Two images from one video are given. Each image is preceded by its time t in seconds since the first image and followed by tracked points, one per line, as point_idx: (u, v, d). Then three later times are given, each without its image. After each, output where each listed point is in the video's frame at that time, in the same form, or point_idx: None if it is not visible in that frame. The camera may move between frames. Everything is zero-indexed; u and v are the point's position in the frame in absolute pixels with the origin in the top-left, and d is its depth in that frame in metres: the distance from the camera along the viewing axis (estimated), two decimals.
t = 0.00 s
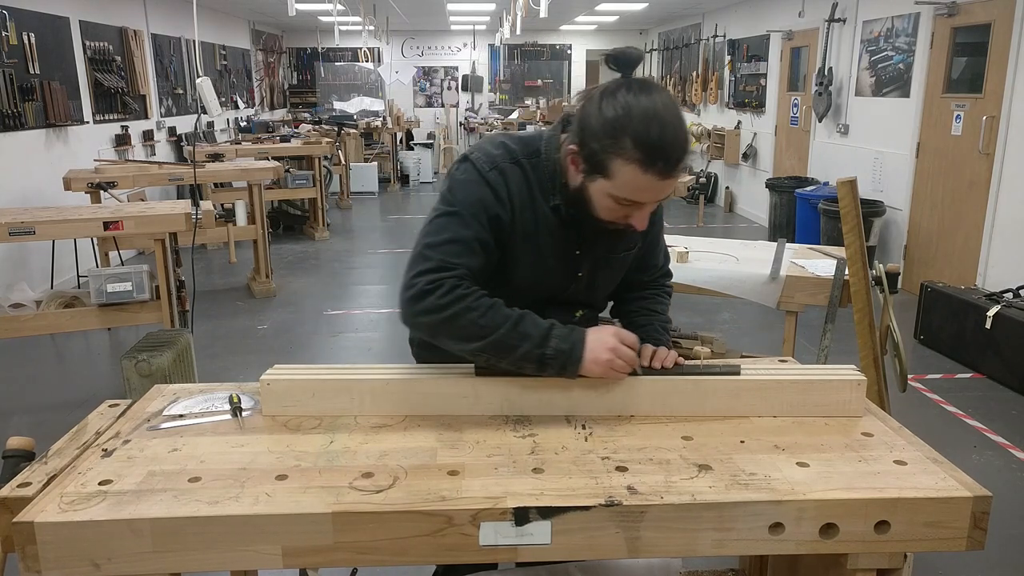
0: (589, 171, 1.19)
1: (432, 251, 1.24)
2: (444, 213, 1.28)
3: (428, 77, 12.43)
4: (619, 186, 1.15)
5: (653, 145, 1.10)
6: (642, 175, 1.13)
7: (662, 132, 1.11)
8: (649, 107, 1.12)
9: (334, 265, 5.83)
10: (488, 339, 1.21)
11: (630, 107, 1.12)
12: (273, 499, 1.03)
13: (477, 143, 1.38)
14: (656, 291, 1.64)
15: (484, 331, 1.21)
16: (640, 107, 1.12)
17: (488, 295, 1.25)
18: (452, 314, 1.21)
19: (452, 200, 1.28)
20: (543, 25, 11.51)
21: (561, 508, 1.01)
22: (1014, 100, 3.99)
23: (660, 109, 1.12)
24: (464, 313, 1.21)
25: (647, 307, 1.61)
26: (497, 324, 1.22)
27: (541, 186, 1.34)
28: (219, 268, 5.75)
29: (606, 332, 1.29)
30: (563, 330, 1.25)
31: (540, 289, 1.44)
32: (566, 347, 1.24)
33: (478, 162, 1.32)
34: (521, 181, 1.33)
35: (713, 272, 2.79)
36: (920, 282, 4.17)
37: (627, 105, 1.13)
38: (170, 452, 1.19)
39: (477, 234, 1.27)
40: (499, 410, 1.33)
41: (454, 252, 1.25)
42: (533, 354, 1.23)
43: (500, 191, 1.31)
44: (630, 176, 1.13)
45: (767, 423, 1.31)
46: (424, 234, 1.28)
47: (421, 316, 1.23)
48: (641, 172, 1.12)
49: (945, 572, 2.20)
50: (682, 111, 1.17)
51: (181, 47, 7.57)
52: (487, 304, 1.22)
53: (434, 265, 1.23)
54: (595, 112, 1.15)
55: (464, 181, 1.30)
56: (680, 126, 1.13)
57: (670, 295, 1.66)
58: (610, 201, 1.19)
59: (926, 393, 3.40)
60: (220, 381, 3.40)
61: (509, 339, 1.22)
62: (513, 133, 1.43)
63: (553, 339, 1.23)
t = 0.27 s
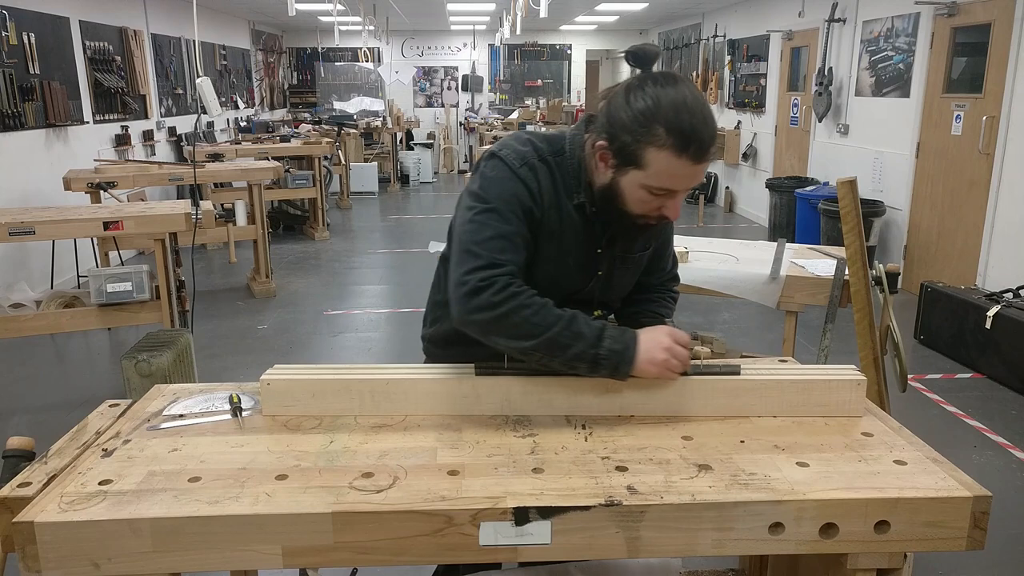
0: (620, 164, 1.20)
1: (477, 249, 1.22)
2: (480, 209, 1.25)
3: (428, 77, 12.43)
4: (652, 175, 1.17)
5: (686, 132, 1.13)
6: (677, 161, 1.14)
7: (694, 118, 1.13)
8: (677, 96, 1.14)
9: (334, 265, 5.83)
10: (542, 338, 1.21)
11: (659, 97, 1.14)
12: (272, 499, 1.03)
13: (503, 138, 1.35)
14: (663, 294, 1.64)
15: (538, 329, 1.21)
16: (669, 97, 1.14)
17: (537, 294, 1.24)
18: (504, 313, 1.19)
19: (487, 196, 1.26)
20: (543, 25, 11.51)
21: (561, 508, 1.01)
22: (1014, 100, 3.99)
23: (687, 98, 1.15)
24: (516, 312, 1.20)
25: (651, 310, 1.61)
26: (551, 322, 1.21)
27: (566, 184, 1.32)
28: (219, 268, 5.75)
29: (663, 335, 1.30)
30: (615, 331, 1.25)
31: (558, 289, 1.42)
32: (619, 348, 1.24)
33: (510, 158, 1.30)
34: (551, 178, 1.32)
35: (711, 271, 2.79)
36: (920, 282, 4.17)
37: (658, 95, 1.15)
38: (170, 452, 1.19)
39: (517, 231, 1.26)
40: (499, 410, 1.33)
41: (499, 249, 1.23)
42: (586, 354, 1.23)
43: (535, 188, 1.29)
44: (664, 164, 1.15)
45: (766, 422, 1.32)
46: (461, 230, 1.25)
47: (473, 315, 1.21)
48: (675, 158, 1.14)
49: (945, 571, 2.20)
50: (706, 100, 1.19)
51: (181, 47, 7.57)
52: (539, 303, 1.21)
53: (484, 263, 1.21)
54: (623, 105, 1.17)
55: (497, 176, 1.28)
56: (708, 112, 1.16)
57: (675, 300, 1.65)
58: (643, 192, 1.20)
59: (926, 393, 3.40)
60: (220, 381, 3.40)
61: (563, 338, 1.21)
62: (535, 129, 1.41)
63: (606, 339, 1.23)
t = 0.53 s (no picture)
0: (639, 155, 1.21)
1: (513, 249, 1.22)
2: (509, 207, 1.25)
3: (428, 77, 12.43)
4: (673, 163, 1.19)
5: (707, 120, 1.15)
6: (698, 149, 1.17)
7: (714, 106, 1.16)
8: (696, 86, 1.17)
9: (334, 265, 5.83)
10: (585, 335, 1.20)
11: (677, 88, 1.17)
12: (273, 500, 1.03)
13: (521, 137, 1.36)
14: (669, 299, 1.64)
15: (581, 327, 1.20)
16: (689, 88, 1.17)
17: (578, 293, 1.23)
18: (546, 312, 1.19)
19: (513, 193, 1.26)
20: (543, 25, 11.51)
21: (561, 508, 1.01)
22: (1014, 100, 3.99)
23: (704, 88, 1.17)
24: (558, 311, 1.20)
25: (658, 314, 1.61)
26: (595, 320, 1.21)
27: (584, 181, 1.33)
28: (219, 268, 5.75)
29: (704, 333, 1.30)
30: (659, 331, 1.24)
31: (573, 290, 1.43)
32: (663, 346, 1.23)
33: (531, 155, 1.30)
34: (570, 174, 1.33)
35: (708, 271, 2.78)
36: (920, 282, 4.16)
37: (678, 85, 1.17)
38: (170, 452, 1.18)
39: (549, 229, 1.26)
40: (499, 410, 1.33)
41: (535, 247, 1.23)
42: (630, 354, 1.22)
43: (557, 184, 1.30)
44: (686, 151, 1.17)
45: (766, 423, 1.32)
46: (492, 230, 1.25)
47: (515, 317, 1.21)
48: (696, 147, 1.17)
49: (945, 571, 2.20)
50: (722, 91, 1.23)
51: (181, 47, 7.57)
52: (580, 302, 1.21)
53: (524, 262, 1.21)
54: (641, 97, 1.19)
55: (522, 173, 1.28)
56: (726, 102, 1.19)
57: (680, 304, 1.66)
58: (663, 182, 1.22)
59: (926, 393, 3.40)
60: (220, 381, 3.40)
61: (606, 336, 1.21)
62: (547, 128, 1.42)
63: (650, 337, 1.23)
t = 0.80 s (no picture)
0: (637, 129, 1.24)
1: (490, 235, 1.26)
2: (490, 193, 1.29)
3: (428, 77, 12.42)
4: (671, 135, 1.22)
5: (704, 91, 1.19)
6: (695, 121, 1.20)
7: (709, 80, 1.20)
8: (691, 60, 1.21)
9: (334, 265, 5.83)
10: (561, 310, 1.21)
11: (672, 62, 1.20)
12: (273, 500, 1.03)
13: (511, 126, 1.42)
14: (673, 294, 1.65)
15: (554, 302, 1.21)
16: (687, 61, 1.20)
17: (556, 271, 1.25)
18: (522, 293, 1.22)
19: (495, 179, 1.30)
20: (543, 25, 11.51)
21: (561, 508, 1.01)
22: (1014, 100, 3.99)
23: (697, 63, 1.21)
24: (533, 289, 1.22)
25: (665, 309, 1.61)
26: (568, 294, 1.21)
27: (571, 164, 1.38)
28: (219, 268, 5.75)
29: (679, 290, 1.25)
30: (636, 294, 1.21)
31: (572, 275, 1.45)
32: (640, 310, 1.20)
33: (516, 140, 1.35)
34: (555, 158, 1.37)
35: (708, 271, 2.77)
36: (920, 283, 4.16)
37: (675, 59, 1.21)
38: (170, 452, 1.19)
39: (531, 210, 1.30)
40: (499, 410, 1.33)
41: (511, 230, 1.26)
42: (606, 322, 1.21)
43: (541, 167, 1.35)
44: (684, 123, 1.20)
45: (766, 422, 1.31)
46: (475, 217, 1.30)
47: (495, 301, 1.25)
48: (692, 118, 1.20)
49: (945, 571, 2.20)
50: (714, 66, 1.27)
51: (181, 47, 7.57)
52: (556, 278, 1.22)
53: (498, 248, 1.25)
54: (637, 72, 1.22)
55: (506, 156, 1.33)
56: (718, 77, 1.23)
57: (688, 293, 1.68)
58: (661, 155, 1.25)
59: (926, 393, 3.40)
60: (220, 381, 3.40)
61: (581, 308, 1.21)
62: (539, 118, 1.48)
63: (625, 302, 1.20)
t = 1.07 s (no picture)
0: (649, 120, 1.27)
1: (487, 238, 1.35)
2: (489, 194, 1.36)
3: (428, 77, 12.42)
4: (683, 125, 1.24)
5: (715, 84, 1.22)
6: (705, 112, 1.22)
7: (720, 73, 1.22)
8: (703, 53, 1.24)
9: (334, 265, 5.83)
10: (550, 316, 1.31)
11: (684, 57, 1.23)
12: (273, 500, 1.03)
13: (521, 122, 1.46)
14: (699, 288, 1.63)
15: (544, 308, 1.31)
16: (699, 55, 1.23)
17: (549, 275, 1.33)
18: (514, 296, 1.32)
19: (495, 180, 1.37)
20: (543, 25, 11.52)
21: (561, 508, 1.01)
22: (1014, 100, 3.99)
23: (710, 57, 1.23)
24: (524, 293, 1.31)
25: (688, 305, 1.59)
26: (557, 301, 1.30)
27: (577, 160, 1.41)
28: (219, 268, 5.75)
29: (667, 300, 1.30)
30: (619, 303, 1.29)
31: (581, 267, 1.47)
32: (622, 319, 1.28)
33: (520, 139, 1.40)
34: (560, 155, 1.40)
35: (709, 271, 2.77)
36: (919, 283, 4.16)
37: (687, 53, 1.24)
38: (170, 452, 1.18)
39: (528, 211, 1.35)
40: (499, 410, 1.33)
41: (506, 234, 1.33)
42: (592, 328, 1.30)
43: (543, 167, 1.39)
44: (694, 114, 1.22)
45: (766, 422, 1.32)
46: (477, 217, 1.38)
47: (492, 299, 1.35)
48: (704, 110, 1.22)
49: (945, 571, 2.20)
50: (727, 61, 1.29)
51: (181, 47, 7.57)
52: (545, 284, 1.31)
53: (493, 251, 1.33)
54: (650, 66, 1.26)
55: (507, 157, 1.38)
56: (729, 72, 1.25)
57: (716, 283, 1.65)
58: (671, 147, 1.27)
59: (926, 393, 3.40)
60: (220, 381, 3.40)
61: (568, 315, 1.30)
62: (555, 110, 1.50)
63: (609, 312, 1.28)
